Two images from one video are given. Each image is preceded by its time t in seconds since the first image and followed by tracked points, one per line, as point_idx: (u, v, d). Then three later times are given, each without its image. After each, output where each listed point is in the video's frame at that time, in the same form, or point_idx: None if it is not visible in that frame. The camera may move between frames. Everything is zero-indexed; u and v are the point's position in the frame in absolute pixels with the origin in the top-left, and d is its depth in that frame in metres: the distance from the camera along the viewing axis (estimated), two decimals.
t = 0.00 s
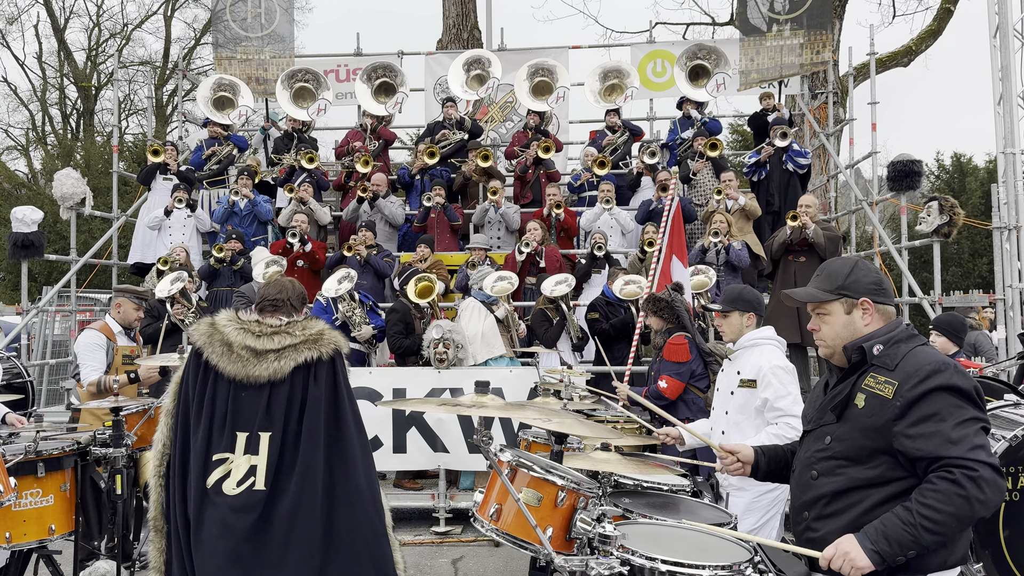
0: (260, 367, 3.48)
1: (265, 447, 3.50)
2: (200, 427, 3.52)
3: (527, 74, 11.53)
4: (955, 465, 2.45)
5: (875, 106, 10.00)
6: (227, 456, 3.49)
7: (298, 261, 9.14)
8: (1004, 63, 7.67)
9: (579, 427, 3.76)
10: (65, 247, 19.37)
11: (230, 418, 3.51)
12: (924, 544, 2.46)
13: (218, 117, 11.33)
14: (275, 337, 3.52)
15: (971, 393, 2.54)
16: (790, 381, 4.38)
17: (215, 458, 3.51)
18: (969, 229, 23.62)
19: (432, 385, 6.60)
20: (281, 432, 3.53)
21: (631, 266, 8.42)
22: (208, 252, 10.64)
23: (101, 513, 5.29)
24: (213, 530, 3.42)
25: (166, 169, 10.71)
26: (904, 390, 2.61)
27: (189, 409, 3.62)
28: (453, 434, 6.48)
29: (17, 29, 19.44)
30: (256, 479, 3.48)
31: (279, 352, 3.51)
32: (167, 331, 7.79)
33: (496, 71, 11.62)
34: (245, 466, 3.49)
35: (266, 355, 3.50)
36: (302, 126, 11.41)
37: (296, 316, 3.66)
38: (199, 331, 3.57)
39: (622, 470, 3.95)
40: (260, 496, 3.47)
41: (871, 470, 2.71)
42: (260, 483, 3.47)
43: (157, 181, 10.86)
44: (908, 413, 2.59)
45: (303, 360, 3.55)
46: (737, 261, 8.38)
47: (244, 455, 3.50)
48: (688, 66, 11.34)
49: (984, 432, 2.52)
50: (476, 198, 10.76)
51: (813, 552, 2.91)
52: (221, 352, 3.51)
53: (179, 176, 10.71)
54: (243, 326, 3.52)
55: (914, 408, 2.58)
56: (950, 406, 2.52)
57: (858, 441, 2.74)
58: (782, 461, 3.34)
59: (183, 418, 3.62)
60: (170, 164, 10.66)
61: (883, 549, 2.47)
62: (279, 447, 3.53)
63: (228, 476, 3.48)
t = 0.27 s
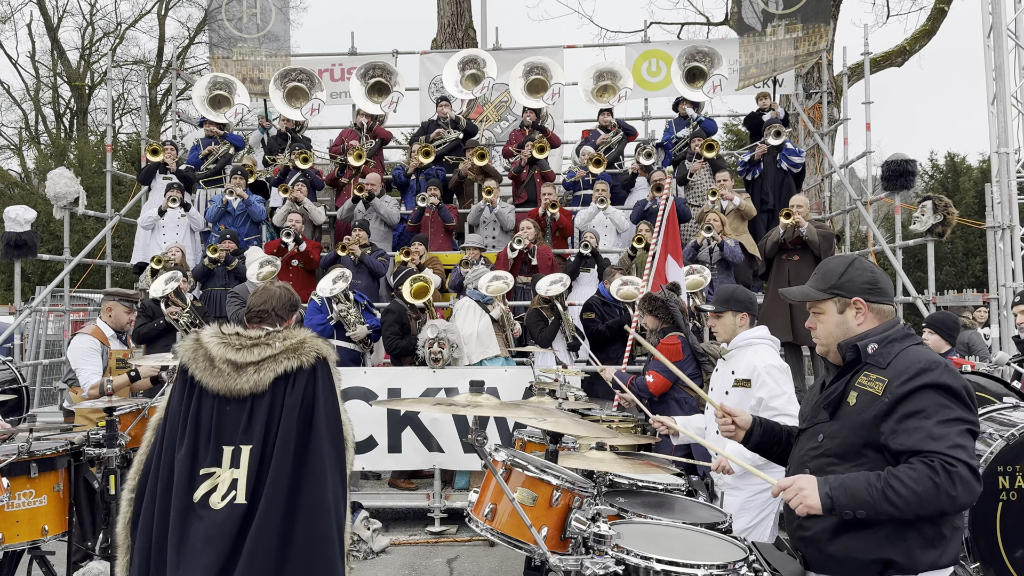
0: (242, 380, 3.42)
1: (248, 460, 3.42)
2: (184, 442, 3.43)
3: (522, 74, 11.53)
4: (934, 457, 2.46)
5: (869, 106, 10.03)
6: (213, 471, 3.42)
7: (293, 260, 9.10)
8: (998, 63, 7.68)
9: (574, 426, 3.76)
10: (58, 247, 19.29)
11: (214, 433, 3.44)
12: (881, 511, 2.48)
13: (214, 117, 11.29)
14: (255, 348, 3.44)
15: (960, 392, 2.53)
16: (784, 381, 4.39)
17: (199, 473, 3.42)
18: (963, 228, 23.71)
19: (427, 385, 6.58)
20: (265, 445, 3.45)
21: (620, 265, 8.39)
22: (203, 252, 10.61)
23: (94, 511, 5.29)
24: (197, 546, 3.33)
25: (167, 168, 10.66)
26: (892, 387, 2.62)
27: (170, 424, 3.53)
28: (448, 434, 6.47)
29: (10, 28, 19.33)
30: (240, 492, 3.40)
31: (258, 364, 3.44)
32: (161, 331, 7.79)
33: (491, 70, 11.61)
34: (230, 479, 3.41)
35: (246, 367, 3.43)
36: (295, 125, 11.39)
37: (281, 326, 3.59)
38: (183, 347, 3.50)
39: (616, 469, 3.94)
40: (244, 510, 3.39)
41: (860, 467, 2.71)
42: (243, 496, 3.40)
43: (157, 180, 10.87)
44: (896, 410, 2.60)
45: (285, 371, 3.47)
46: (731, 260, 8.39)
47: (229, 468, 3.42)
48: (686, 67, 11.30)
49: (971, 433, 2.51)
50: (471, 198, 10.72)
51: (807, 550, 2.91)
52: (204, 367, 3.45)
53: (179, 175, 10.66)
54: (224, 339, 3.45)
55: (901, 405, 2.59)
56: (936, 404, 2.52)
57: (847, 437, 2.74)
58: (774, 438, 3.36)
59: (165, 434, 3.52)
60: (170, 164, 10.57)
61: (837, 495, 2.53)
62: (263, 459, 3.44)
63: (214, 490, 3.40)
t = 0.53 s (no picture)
0: (255, 364, 3.36)
1: (266, 443, 3.34)
2: (202, 430, 3.39)
3: (517, 73, 11.52)
4: (928, 457, 2.46)
5: (864, 106, 10.05)
6: (232, 456, 3.35)
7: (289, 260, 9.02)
8: (992, 63, 7.70)
9: (568, 425, 3.75)
10: (52, 247, 19.21)
11: (231, 418, 3.38)
12: (878, 519, 2.49)
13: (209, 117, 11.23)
14: (267, 332, 3.39)
15: (951, 391, 2.54)
16: (777, 381, 4.38)
17: (219, 461, 3.36)
18: (957, 228, 23.79)
19: (422, 385, 6.54)
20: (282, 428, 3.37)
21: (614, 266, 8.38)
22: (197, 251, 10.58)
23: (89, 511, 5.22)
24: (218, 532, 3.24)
25: (165, 167, 10.61)
26: (884, 386, 2.62)
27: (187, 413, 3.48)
28: (443, 434, 6.45)
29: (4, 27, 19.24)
30: (258, 477, 3.31)
31: (271, 347, 3.38)
32: (156, 331, 7.75)
33: (488, 70, 11.60)
34: (248, 464, 3.33)
35: (259, 352, 3.38)
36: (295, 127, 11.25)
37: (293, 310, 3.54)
38: (195, 335, 3.47)
39: (611, 468, 3.94)
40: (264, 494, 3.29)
41: (852, 467, 2.71)
42: (263, 480, 3.30)
43: (155, 180, 10.78)
44: (887, 409, 2.61)
45: (298, 352, 3.41)
46: (725, 259, 8.39)
47: (247, 454, 3.35)
48: (684, 66, 11.28)
49: (963, 433, 2.52)
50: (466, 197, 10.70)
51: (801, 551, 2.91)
52: (217, 354, 3.41)
53: (177, 175, 10.62)
54: (235, 325, 3.42)
55: (893, 404, 2.60)
56: (928, 403, 2.53)
57: (840, 437, 2.74)
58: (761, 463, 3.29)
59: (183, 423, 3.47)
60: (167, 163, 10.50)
61: (836, 509, 2.53)
62: (281, 443, 3.36)
63: (233, 476, 3.32)
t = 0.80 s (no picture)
0: (283, 371, 3.42)
1: (301, 447, 3.47)
2: (232, 441, 3.42)
3: (513, 74, 11.51)
4: (928, 458, 2.46)
5: (859, 107, 10.06)
6: (265, 464, 3.43)
7: (286, 260, 9.01)
8: (986, 64, 7.72)
9: (564, 425, 3.74)
10: (46, 247, 19.15)
11: (261, 426, 3.45)
12: (878, 519, 2.47)
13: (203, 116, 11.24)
14: (289, 338, 3.43)
15: (950, 393, 2.55)
16: (771, 380, 4.38)
17: (252, 469, 3.43)
18: (951, 229, 23.84)
19: (417, 385, 6.56)
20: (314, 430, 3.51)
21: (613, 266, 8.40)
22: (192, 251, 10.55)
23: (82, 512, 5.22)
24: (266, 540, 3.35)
25: (160, 167, 10.59)
26: (883, 388, 2.62)
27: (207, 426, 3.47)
28: (438, 434, 6.45)
29: None
30: (298, 480, 3.45)
31: (296, 353, 3.44)
32: (151, 331, 7.79)
33: (486, 69, 11.59)
34: (285, 470, 3.44)
35: (284, 358, 3.43)
36: (290, 125, 11.29)
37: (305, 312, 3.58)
38: (208, 346, 3.43)
39: (606, 469, 3.95)
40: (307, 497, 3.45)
41: (850, 468, 2.71)
42: (304, 484, 3.45)
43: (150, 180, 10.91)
44: (886, 411, 2.61)
45: (323, 355, 3.53)
46: (721, 259, 8.40)
47: (281, 459, 3.45)
48: (681, 66, 11.29)
49: (961, 434, 2.52)
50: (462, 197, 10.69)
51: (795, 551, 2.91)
52: (238, 363, 3.40)
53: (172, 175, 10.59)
54: (253, 333, 3.41)
55: (893, 405, 2.60)
56: (927, 405, 2.53)
57: (838, 439, 2.74)
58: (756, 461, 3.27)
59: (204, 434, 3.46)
60: (162, 162, 10.47)
61: (836, 511, 2.51)
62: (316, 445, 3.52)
63: (270, 484, 3.42)
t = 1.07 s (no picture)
0: (297, 374, 3.42)
1: (315, 449, 3.50)
2: (246, 445, 3.37)
3: (509, 74, 11.51)
4: (943, 447, 2.48)
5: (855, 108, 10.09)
6: (279, 467, 3.43)
7: (282, 261, 8.96)
8: (981, 65, 7.74)
9: (560, 426, 3.74)
10: (40, 247, 19.08)
11: (275, 429, 3.43)
12: (887, 497, 2.48)
13: (193, 116, 11.27)
14: (302, 341, 3.43)
15: (954, 389, 2.57)
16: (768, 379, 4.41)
17: (266, 473, 3.41)
18: (946, 230, 23.89)
19: (414, 386, 6.55)
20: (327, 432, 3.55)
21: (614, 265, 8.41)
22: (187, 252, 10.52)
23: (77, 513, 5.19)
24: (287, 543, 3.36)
25: (153, 167, 10.55)
26: (886, 387, 2.62)
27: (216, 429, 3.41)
28: (434, 434, 6.43)
29: None
30: (315, 482, 3.48)
31: (310, 356, 3.45)
32: (145, 332, 7.71)
33: (483, 69, 11.59)
34: (300, 472, 3.46)
35: (299, 361, 3.42)
36: (285, 124, 11.30)
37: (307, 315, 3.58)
38: (216, 348, 3.36)
39: (603, 469, 3.95)
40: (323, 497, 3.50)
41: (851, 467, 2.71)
42: (319, 485, 3.49)
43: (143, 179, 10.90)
44: (891, 408, 2.61)
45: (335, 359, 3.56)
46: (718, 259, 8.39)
47: (296, 462, 3.46)
48: (678, 66, 11.34)
49: (966, 427, 2.56)
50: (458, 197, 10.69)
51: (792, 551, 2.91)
52: (251, 366, 3.35)
53: (164, 175, 10.55)
54: (264, 336, 3.37)
55: (897, 403, 2.61)
56: (933, 400, 2.55)
57: (839, 438, 2.73)
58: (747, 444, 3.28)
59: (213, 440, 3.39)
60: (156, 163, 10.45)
61: (845, 473, 2.50)
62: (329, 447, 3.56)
63: (286, 487, 3.42)
